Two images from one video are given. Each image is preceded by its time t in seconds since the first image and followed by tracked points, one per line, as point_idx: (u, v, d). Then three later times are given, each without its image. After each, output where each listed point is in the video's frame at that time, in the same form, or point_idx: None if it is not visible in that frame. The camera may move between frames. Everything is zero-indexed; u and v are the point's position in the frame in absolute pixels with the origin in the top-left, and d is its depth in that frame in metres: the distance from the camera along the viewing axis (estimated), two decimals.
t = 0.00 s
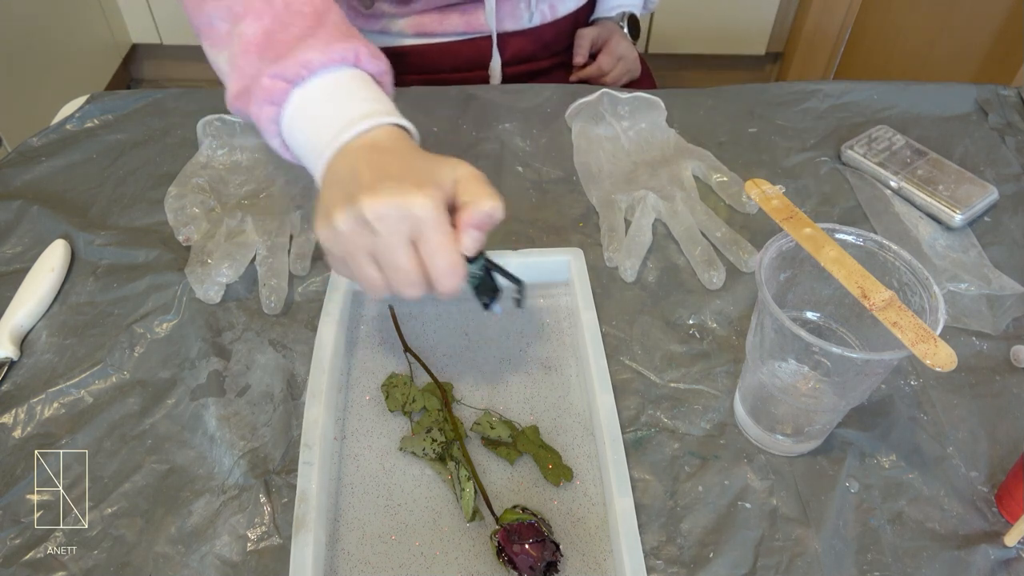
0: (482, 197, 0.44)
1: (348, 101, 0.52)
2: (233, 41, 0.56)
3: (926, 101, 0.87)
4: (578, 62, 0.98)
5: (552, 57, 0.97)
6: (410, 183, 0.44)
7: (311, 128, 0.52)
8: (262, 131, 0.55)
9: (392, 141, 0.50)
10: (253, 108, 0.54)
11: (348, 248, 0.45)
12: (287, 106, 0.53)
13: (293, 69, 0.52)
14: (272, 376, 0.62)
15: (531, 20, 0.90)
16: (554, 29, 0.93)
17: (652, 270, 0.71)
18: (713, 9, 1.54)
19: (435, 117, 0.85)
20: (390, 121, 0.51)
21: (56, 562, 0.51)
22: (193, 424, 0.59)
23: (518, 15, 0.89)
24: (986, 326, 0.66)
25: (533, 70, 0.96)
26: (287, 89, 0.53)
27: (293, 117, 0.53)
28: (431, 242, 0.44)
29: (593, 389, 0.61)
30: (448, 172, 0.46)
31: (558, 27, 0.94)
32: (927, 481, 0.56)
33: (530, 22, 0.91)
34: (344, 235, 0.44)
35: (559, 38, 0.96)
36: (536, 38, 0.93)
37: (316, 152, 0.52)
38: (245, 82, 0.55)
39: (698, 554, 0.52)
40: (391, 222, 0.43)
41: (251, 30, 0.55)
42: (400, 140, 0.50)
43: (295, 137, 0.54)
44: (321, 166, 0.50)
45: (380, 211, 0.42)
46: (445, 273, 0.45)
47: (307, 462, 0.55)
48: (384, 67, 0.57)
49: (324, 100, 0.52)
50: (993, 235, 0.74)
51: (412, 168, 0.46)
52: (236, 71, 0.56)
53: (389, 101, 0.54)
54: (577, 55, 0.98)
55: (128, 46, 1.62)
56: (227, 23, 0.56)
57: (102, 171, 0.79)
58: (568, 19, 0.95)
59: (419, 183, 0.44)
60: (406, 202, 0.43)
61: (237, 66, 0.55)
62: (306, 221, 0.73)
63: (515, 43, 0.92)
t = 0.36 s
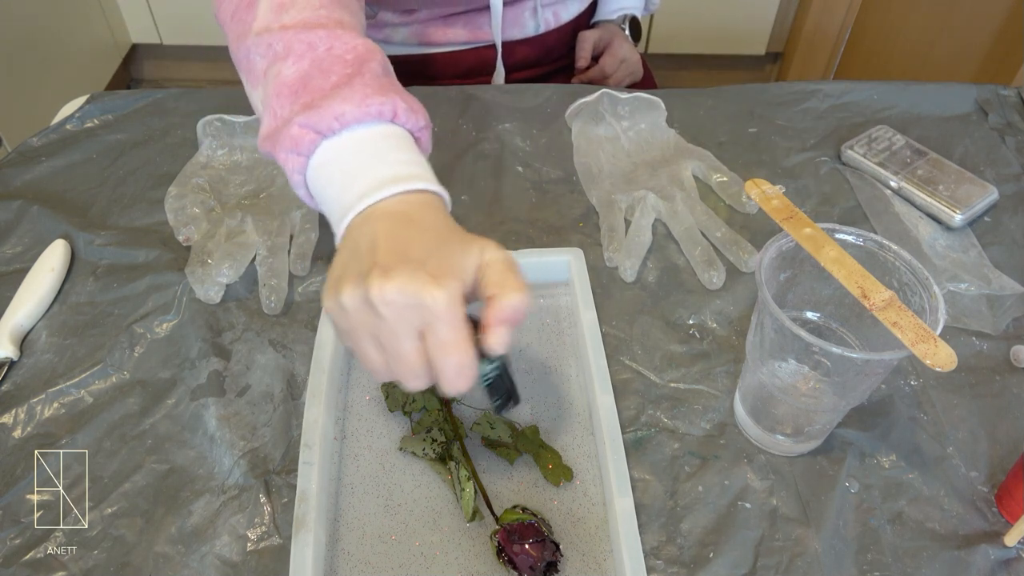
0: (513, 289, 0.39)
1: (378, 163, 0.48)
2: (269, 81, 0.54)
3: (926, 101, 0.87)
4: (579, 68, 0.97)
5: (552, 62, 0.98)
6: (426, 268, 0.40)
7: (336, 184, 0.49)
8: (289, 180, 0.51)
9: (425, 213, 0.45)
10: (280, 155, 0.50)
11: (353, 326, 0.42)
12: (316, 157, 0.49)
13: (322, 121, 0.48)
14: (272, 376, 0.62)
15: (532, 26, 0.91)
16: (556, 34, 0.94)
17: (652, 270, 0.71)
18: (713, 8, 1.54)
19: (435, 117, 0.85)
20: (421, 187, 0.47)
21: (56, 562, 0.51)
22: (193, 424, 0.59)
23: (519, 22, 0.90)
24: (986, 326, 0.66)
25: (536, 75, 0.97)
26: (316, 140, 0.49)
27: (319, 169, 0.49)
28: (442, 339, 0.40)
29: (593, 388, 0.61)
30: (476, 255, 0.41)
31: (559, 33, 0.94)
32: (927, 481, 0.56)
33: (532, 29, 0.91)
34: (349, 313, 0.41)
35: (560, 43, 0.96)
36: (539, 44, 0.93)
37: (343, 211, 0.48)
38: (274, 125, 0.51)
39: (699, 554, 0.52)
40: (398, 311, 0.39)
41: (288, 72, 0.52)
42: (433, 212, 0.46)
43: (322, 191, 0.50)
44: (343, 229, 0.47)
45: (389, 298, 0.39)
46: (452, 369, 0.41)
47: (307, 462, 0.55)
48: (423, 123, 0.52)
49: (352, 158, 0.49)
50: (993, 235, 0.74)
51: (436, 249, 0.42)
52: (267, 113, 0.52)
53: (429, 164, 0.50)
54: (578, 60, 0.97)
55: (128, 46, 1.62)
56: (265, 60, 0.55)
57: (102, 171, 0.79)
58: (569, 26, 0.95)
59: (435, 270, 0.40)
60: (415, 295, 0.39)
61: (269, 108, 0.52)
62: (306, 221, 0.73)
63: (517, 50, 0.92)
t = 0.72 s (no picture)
0: (504, 316, 0.44)
1: (378, 181, 0.49)
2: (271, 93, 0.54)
3: (926, 101, 0.86)
4: (579, 68, 0.97)
5: (552, 64, 0.98)
6: (422, 289, 0.44)
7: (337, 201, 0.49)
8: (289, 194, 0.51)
9: (416, 231, 0.48)
10: (282, 168, 0.50)
11: (349, 342, 0.44)
12: (317, 174, 0.49)
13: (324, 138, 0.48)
14: (272, 376, 0.62)
15: (532, 29, 0.91)
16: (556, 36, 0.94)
17: (652, 270, 0.71)
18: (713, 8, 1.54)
19: (435, 117, 0.85)
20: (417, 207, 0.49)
21: (56, 562, 0.51)
22: (193, 424, 0.59)
23: (518, 24, 0.90)
24: (986, 326, 0.66)
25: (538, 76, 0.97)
26: (317, 157, 0.49)
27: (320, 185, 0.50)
28: (434, 356, 0.43)
29: (593, 388, 0.61)
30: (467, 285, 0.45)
31: (559, 35, 0.94)
32: (927, 481, 0.56)
33: (532, 31, 0.91)
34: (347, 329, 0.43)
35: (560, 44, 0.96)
36: (540, 45, 0.93)
37: (343, 230, 0.48)
38: (276, 137, 0.52)
39: (699, 554, 0.52)
40: (394, 329, 0.43)
41: (290, 85, 0.52)
42: (424, 230, 0.48)
43: (323, 207, 0.50)
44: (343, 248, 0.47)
45: (384, 316, 0.42)
46: (442, 385, 0.44)
47: (307, 462, 0.55)
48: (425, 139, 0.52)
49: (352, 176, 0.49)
50: (993, 235, 0.74)
51: (428, 273, 0.45)
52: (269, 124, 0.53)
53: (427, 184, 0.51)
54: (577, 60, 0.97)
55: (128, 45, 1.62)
56: (269, 71, 0.55)
57: (102, 171, 0.79)
58: (569, 27, 0.95)
59: (431, 291, 0.44)
60: (413, 313, 0.42)
61: (271, 120, 0.52)
62: (306, 221, 0.73)
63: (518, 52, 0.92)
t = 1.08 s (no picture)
0: (500, 297, 0.44)
1: (368, 153, 0.49)
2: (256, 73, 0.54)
3: (926, 101, 0.86)
4: (579, 67, 0.97)
5: (552, 63, 0.98)
6: (422, 268, 0.43)
7: (327, 175, 0.49)
8: (278, 171, 0.51)
9: (410, 204, 0.47)
10: (271, 146, 0.50)
11: (347, 318, 0.44)
12: (307, 148, 0.49)
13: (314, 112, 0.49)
14: (272, 376, 0.62)
15: (532, 29, 0.91)
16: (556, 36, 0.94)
17: (652, 270, 0.71)
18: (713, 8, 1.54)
19: (435, 117, 0.85)
20: (411, 179, 0.49)
21: (56, 562, 0.51)
22: (193, 424, 0.59)
23: (518, 24, 0.89)
24: (986, 326, 0.66)
25: (538, 76, 0.97)
26: (308, 131, 0.49)
27: (309, 160, 0.49)
28: (435, 336, 0.43)
29: (593, 389, 0.61)
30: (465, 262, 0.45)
31: (559, 34, 0.94)
32: (927, 481, 0.56)
33: (532, 31, 0.91)
34: (346, 305, 0.43)
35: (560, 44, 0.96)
36: (539, 45, 0.93)
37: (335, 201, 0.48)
38: (262, 116, 0.51)
39: (699, 554, 0.52)
40: (396, 307, 0.42)
41: (277, 64, 0.52)
42: (418, 204, 0.48)
43: (312, 182, 0.50)
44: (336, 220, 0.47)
45: (388, 296, 0.41)
46: (441, 363, 0.44)
47: (307, 462, 0.55)
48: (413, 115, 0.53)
49: (342, 149, 0.49)
50: (993, 235, 0.74)
51: (428, 251, 0.44)
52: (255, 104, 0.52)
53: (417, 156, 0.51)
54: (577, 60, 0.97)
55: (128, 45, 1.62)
56: (253, 53, 0.55)
57: (102, 171, 0.79)
58: (569, 27, 0.96)
59: (431, 269, 0.43)
60: (415, 293, 0.41)
61: (257, 100, 0.52)
62: (306, 221, 0.73)
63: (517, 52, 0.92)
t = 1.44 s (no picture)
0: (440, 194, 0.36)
1: (304, 97, 0.46)
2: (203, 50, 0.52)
3: (926, 101, 0.86)
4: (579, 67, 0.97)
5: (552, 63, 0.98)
6: (344, 180, 0.36)
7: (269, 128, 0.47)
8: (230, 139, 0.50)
9: (345, 133, 0.42)
10: (219, 114, 0.49)
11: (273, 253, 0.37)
12: (250, 109, 0.48)
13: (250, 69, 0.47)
14: (272, 376, 0.62)
15: (532, 28, 0.91)
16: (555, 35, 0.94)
17: (652, 270, 0.71)
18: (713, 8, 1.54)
19: (435, 117, 0.85)
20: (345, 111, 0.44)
21: (56, 562, 0.51)
22: (193, 424, 0.59)
23: (518, 23, 0.89)
24: (986, 326, 0.66)
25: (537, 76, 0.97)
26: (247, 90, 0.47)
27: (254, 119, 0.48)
28: (360, 250, 0.36)
29: (593, 389, 0.61)
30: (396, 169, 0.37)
31: (558, 34, 0.94)
32: (927, 481, 0.56)
33: (531, 30, 0.91)
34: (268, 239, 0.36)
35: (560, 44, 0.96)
36: (538, 45, 0.93)
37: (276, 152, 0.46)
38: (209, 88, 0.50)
39: (699, 554, 0.52)
40: (316, 227, 0.35)
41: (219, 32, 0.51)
42: (355, 131, 0.42)
43: (260, 144, 0.48)
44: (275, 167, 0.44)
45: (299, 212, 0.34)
46: (378, 282, 0.36)
47: (307, 462, 0.55)
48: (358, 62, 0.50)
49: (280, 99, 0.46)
50: (993, 235, 0.74)
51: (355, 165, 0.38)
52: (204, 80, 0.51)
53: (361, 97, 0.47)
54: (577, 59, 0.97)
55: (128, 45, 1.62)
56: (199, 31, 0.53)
57: (102, 171, 0.79)
58: (568, 27, 0.96)
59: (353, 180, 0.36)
60: (331, 203, 0.35)
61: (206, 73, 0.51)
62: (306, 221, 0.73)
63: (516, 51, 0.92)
